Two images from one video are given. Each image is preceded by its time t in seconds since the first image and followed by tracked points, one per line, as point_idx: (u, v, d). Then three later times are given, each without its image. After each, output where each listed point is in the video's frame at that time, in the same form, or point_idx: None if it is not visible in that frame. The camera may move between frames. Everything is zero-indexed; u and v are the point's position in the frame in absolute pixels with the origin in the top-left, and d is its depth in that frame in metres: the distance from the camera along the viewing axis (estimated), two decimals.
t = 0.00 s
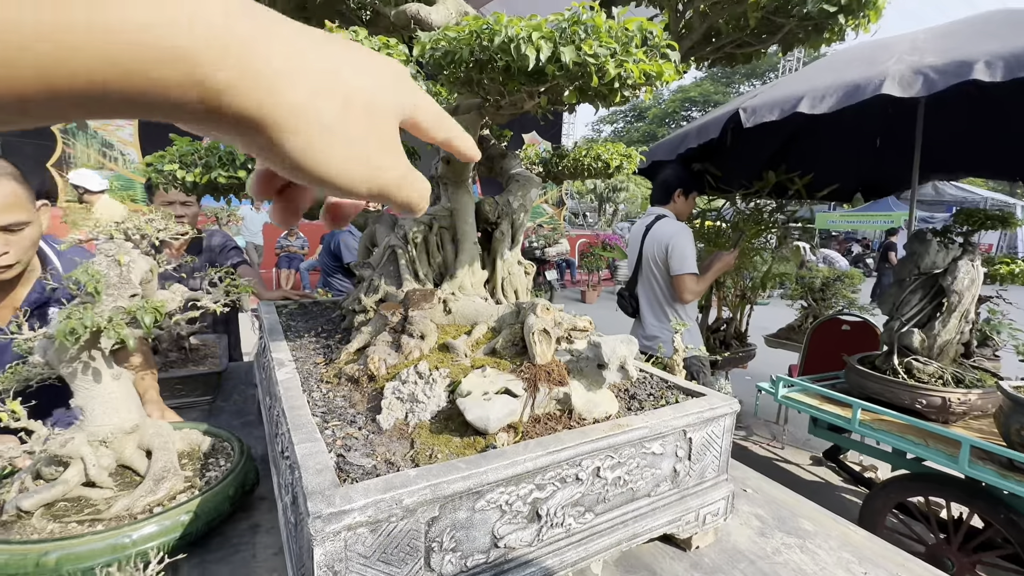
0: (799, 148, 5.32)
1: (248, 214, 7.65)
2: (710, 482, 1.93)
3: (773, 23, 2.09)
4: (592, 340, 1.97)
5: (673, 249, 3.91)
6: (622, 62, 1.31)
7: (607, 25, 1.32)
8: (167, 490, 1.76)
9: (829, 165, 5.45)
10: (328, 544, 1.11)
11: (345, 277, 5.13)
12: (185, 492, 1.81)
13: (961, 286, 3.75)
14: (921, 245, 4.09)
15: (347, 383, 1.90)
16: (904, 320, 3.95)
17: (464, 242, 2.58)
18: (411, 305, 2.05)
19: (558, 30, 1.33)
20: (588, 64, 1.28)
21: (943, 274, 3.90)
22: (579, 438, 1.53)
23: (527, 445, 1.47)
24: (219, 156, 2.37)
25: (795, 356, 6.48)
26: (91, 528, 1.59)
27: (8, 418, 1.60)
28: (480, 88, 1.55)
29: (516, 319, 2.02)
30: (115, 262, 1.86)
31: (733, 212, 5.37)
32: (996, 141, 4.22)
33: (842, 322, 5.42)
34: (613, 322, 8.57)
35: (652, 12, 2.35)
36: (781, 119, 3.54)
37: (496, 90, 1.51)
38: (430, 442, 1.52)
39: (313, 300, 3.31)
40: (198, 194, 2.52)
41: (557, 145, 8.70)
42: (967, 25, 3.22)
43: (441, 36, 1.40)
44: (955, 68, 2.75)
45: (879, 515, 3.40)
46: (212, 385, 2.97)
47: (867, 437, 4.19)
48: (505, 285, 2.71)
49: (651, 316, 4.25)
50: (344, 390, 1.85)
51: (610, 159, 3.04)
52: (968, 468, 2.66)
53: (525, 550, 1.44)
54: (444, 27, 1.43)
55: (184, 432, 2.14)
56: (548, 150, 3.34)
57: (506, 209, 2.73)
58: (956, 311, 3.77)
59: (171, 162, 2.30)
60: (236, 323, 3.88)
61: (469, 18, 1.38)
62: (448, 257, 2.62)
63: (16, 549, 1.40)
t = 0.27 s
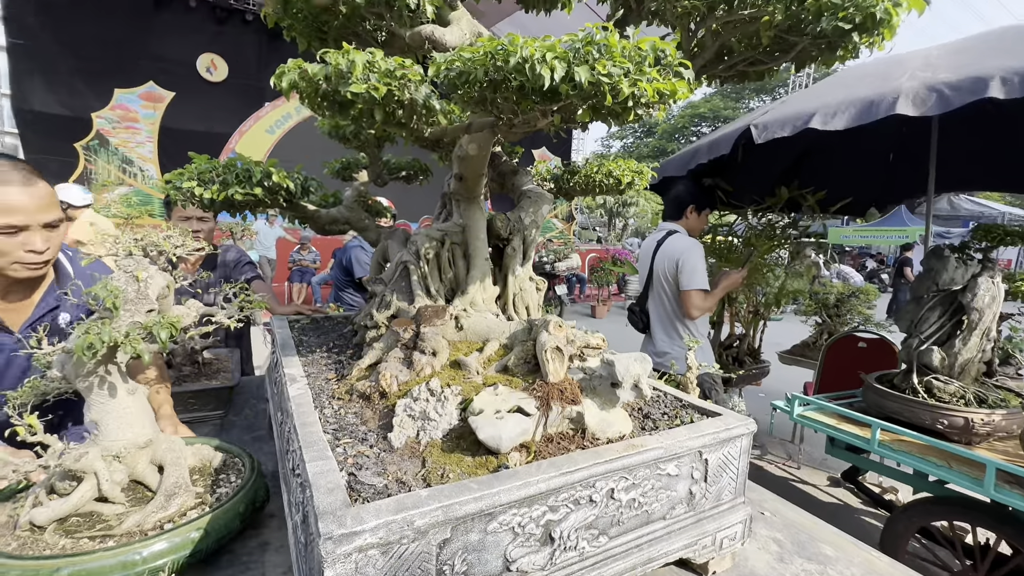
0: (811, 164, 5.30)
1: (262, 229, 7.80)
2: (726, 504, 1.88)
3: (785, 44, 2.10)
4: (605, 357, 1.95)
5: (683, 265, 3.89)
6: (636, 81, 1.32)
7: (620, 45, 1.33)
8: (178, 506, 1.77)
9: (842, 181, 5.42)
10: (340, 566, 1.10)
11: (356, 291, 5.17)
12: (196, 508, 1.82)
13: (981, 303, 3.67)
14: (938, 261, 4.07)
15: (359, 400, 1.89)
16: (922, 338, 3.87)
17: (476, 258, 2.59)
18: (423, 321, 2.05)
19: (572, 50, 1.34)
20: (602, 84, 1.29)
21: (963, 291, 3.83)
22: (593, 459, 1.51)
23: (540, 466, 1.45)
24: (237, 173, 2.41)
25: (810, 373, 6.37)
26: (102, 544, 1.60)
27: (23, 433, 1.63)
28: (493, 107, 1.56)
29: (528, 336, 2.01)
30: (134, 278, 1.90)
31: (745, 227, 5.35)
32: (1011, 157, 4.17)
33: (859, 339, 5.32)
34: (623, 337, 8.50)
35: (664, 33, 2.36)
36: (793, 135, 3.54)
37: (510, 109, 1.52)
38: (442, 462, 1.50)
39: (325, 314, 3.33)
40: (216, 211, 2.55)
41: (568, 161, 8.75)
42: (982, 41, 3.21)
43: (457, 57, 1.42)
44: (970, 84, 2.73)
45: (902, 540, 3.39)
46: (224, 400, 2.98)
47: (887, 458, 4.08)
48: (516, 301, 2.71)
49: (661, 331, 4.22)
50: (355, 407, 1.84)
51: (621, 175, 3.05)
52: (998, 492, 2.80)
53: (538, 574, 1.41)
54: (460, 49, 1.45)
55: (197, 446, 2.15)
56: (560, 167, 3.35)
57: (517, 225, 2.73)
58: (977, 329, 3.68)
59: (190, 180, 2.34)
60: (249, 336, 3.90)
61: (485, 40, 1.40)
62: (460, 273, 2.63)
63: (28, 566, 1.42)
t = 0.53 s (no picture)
0: (818, 177, 5.29)
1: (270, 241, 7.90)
2: (737, 523, 1.84)
3: (794, 59, 2.10)
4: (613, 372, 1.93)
5: (688, 277, 3.86)
6: (646, 96, 1.32)
7: (630, 60, 1.33)
8: (182, 519, 1.77)
9: (849, 195, 5.41)
10: None
11: (362, 302, 5.18)
12: (201, 522, 1.81)
13: (994, 317, 3.62)
14: (949, 275, 3.99)
15: (365, 414, 1.88)
16: (934, 353, 3.82)
17: (482, 270, 2.59)
18: (430, 334, 2.04)
19: (582, 66, 1.35)
20: (611, 100, 1.30)
21: (974, 305, 3.79)
22: (602, 477, 1.48)
23: (549, 484, 1.43)
24: (246, 187, 2.43)
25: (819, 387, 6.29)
26: (106, 558, 1.60)
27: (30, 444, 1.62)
28: (503, 123, 1.57)
29: (536, 349, 2.00)
30: (144, 290, 1.88)
31: (751, 240, 5.33)
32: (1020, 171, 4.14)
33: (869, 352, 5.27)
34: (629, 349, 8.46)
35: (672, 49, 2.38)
36: (800, 148, 3.54)
37: (519, 124, 1.52)
38: (449, 478, 1.48)
39: (331, 326, 3.33)
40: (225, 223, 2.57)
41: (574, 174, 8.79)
42: (989, 55, 3.21)
43: (465, 73, 1.43)
44: (979, 98, 2.73)
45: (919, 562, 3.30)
46: (230, 412, 2.98)
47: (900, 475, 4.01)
48: (523, 313, 2.70)
49: (665, 343, 4.16)
50: (361, 421, 1.83)
51: (628, 188, 3.05)
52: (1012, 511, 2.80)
53: None
54: (469, 66, 1.46)
55: (201, 459, 2.15)
56: (567, 180, 3.36)
57: (525, 238, 2.73)
58: (990, 343, 3.63)
59: (201, 192, 2.36)
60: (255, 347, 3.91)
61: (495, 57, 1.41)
62: (466, 286, 2.62)
63: None
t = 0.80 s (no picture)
0: (820, 185, 5.30)
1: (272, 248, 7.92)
2: (741, 536, 1.84)
3: (796, 73, 2.12)
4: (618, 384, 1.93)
5: (688, 285, 3.86)
6: (651, 111, 1.33)
7: (636, 76, 1.34)
8: (184, 508, 1.91)
9: (851, 204, 5.42)
10: None
11: (364, 309, 5.18)
12: (201, 511, 1.96)
13: (998, 327, 3.61)
14: (954, 285, 3.93)
15: (369, 423, 1.88)
16: (938, 363, 3.81)
17: (486, 280, 2.60)
18: (434, 344, 2.05)
19: (587, 81, 1.36)
20: (616, 114, 1.31)
21: (978, 315, 3.78)
22: (606, 488, 1.48)
23: (553, 495, 1.43)
24: (252, 196, 2.44)
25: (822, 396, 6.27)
26: (114, 539, 1.73)
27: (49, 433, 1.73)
28: (509, 135, 1.58)
29: (540, 360, 2.00)
30: (156, 292, 1.98)
31: (753, 248, 5.34)
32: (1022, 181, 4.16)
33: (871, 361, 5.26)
34: (630, 356, 8.43)
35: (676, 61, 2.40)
36: (803, 158, 3.54)
37: (525, 137, 1.53)
38: (453, 489, 1.48)
39: (335, 334, 3.34)
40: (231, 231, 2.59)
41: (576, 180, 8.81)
42: (990, 66, 3.23)
43: (472, 88, 1.44)
44: (982, 109, 2.74)
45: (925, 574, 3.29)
46: (232, 419, 2.98)
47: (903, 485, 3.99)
48: (526, 322, 2.70)
49: (666, 351, 4.16)
50: (366, 431, 1.83)
51: (631, 198, 3.07)
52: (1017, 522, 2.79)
53: None
54: (477, 80, 1.48)
55: (207, 455, 2.26)
56: (570, 189, 3.38)
57: (528, 247, 2.74)
58: (994, 354, 3.63)
59: (207, 201, 2.38)
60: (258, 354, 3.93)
61: (501, 71, 1.43)
62: (470, 294, 2.63)
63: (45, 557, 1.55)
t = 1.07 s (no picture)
0: (820, 185, 5.31)
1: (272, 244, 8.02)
2: (744, 535, 1.86)
3: (802, 77, 2.13)
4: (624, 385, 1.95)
5: (686, 285, 3.88)
6: (662, 116, 1.34)
7: (647, 80, 1.35)
8: (197, 493, 2.04)
9: (851, 205, 5.44)
10: None
11: (365, 307, 5.18)
12: (213, 497, 2.07)
13: (997, 328, 3.64)
14: (953, 286, 3.94)
15: (376, 422, 1.90)
16: (937, 363, 3.85)
17: (491, 279, 2.62)
18: (441, 344, 2.06)
19: (598, 86, 1.37)
20: (627, 120, 1.32)
21: (978, 316, 3.81)
22: (613, 489, 1.51)
23: (561, 495, 1.45)
24: (258, 195, 2.45)
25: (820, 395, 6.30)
26: (132, 521, 1.88)
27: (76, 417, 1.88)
28: (518, 138, 1.59)
29: (546, 360, 2.01)
30: (172, 288, 2.06)
31: (753, 247, 5.36)
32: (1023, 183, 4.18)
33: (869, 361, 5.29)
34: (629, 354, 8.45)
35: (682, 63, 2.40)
36: (806, 159, 3.56)
37: (535, 140, 1.54)
38: (462, 488, 1.50)
39: (339, 333, 3.34)
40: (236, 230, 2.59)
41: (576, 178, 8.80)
42: (991, 69, 3.25)
43: (483, 92, 1.45)
44: (984, 111, 2.76)
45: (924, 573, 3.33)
46: (236, 417, 2.99)
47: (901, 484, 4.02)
48: (530, 322, 2.71)
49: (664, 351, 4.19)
50: (373, 430, 1.85)
51: (635, 199, 3.08)
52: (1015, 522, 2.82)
53: None
54: (488, 83, 1.48)
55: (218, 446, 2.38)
56: (573, 189, 3.39)
57: (533, 247, 2.75)
58: (993, 355, 3.66)
59: (213, 200, 2.38)
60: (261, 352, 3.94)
61: (512, 75, 1.44)
62: (475, 294, 2.65)
63: (67, 537, 1.71)
